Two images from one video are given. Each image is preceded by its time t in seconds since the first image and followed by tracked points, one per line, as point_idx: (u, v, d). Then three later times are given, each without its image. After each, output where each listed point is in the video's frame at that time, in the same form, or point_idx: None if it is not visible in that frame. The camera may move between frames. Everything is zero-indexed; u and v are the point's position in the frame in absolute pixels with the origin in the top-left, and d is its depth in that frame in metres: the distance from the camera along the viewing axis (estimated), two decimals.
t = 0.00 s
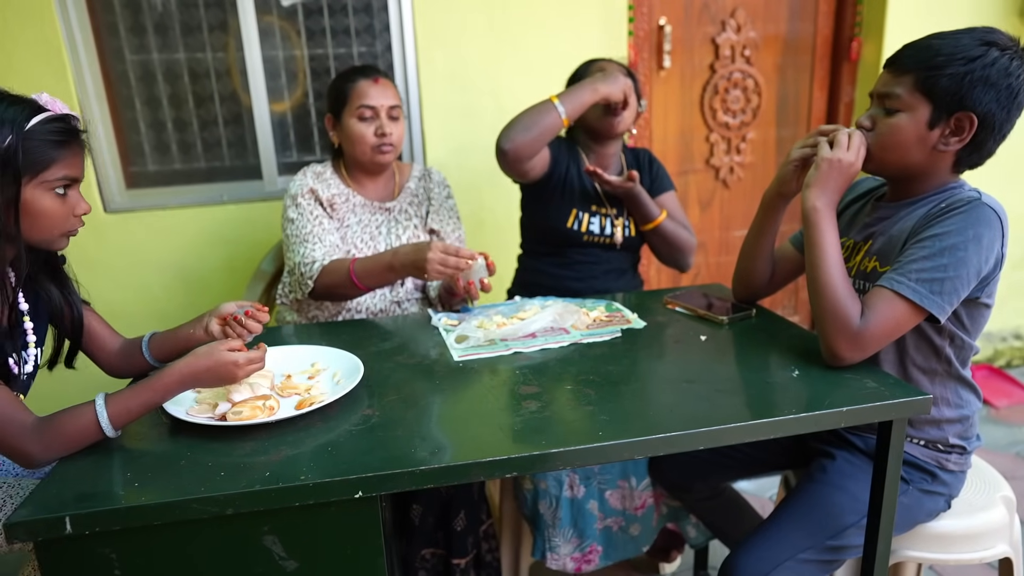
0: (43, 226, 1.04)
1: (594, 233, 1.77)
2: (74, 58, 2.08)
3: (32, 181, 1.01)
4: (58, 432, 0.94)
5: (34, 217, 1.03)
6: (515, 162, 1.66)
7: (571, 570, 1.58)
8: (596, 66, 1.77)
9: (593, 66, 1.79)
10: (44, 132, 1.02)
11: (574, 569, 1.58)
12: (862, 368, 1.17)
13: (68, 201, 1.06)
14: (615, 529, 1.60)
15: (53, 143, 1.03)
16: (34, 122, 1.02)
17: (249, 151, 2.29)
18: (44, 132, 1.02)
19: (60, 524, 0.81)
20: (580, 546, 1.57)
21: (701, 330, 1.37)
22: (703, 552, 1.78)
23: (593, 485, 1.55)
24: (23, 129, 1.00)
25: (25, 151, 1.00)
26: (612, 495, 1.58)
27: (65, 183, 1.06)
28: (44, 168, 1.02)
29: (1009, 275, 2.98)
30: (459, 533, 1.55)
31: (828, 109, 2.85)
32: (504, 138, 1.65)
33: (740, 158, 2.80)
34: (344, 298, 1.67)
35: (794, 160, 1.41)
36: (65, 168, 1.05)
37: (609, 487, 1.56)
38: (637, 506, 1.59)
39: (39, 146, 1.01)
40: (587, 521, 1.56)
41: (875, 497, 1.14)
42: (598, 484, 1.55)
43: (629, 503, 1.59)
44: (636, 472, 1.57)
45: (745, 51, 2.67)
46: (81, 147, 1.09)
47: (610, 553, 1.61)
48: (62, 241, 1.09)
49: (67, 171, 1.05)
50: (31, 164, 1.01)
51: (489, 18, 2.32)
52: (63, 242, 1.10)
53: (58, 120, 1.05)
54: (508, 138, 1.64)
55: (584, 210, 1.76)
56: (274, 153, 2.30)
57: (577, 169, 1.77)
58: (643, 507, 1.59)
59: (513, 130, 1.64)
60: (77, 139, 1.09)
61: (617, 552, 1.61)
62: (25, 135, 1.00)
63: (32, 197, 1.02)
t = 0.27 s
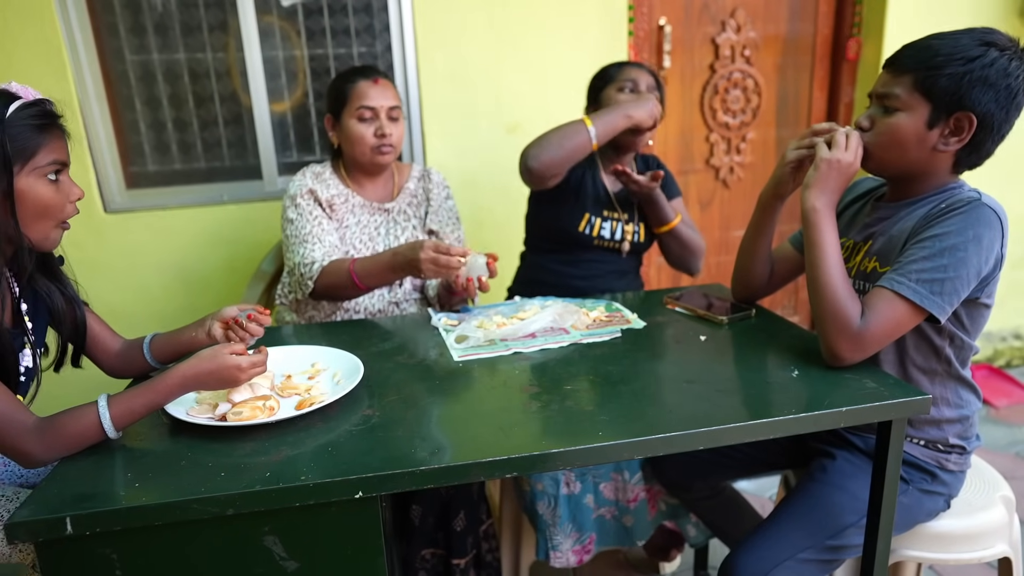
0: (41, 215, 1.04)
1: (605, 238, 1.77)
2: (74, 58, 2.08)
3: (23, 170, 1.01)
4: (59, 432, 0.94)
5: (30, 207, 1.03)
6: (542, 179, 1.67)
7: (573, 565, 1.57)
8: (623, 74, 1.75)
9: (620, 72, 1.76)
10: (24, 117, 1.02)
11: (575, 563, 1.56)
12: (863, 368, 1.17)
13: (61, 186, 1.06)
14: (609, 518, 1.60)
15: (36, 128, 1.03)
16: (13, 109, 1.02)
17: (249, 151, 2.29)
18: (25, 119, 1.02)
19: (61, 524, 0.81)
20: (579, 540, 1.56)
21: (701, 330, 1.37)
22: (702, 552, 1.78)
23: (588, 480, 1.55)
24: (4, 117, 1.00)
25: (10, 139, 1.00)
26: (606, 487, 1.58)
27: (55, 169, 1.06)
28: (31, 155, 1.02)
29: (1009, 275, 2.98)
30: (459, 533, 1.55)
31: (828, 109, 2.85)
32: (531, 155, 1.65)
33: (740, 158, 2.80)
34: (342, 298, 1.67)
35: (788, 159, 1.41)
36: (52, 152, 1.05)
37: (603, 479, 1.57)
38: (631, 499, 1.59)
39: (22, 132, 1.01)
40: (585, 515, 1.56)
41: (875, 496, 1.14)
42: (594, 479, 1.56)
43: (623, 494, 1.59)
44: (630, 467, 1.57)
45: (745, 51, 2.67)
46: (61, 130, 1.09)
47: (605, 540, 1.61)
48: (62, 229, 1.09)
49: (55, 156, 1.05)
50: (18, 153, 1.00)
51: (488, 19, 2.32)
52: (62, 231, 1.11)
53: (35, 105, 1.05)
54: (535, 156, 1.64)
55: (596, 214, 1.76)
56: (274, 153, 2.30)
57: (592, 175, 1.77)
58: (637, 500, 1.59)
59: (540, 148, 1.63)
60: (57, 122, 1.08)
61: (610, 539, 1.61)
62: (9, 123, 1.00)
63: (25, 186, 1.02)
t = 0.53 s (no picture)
0: (37, 210, 1.05)
1: (638, 238, 1.77)
2: (74, 58, 2.08)
3: (16, 164, 1.02)
4: (60, 433, 0.94)
5: (27, 201, 1.03)
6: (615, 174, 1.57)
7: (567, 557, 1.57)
8: (665, 71, 1.71)
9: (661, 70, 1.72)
10: (13, 111, 1.02)
11: (569, 554, 1.56)
12: (862, 368, 1.17)
13: (56, 179, 1.07)
14: (598, 507, 1.60)
15: (27, 121, 1.03)
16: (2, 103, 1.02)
17: (248, 151, 2.29)
18: (16, 112, 1.02)
19: (61, 524, 0.82)
20: (572, 531, 1.57)
21: (701, 330, 1.37)
22: (702, 552, 1.78)
23: (581, 473, 1.56)
24: None
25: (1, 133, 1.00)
26: (598, 480, 1.58)
27: (48, 162, 1.06)
28: (23, 148, 1.02)
29: (1008, 275, 2.99)
30: (459, 533, 1.55)
31: (828, 109, 2.86)
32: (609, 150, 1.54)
33: (740, 158, 2.80)
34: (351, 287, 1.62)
35: (783, 159, 1.41)
36: (44, 145, 1.05)
37: (596, 472, 1.57)
38: (621, 492, 1.58)
39: (13, 125, 1.01)
40: (578, 508, 1.57)
41: (874, 496, 1.15)
42: (587, 473, 1.57)
43: (614, 487, 1.59)
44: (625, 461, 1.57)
45: (745, 51, 2.67)
46: (51, 122, 1.09)
47: (597, 527, 1.62)
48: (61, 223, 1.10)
49: (47, 148, 1.05)
50: (11, 147, 1.01)
51: (488, 19, 2.32)
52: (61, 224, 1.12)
53: (24, 99, 1.05)
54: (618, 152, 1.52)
55: (633, 214, 1.75)
56: (274, 154, 2.30)
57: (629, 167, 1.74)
58: (630, 493, 1.58)
59: (627, 142, 1.52)
60: (46, 115, 1.08)
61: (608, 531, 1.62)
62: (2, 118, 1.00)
63: (19, 181, 1.02)
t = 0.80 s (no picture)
0: (39, 211, 1.05)
1: (666, 240, 1.79)
2: (74, 58, 2.08)
3: (17, 165, 1.02)
4: (62, 432, 0.94)
5: (28, 202, 1.03)
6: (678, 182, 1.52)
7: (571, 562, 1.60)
8: (698, 76, 1.74)
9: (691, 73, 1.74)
10: (14, 112, 1.03)
11: (573, 559, 1.59)
12: (862, 368, 1.18)
13: (57, 180, 1.07)
14: (614, 522, 1.63)
15: (28, 123, 1.03)
16: (3, 105, 1.02)
17: (249, 151, 2.29)
18: (17, 113, 1.03)
19: (63, 523, 0.82)
20: (579, 538, 1.59)
21: (701, 330, 1.37)
22: (702, 552, 1.78)
23: (593, 484, 1.58)
24: None
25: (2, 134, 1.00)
26: (610, 492, 1.60)
27: (49, 163, 1.07)
28: (25, 150, 1.03)
29: (1009, 275, 2.99)
30: (459, 532, 1.55)
31: (827, 109, 2.86)
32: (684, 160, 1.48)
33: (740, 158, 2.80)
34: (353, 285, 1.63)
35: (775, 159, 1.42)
36: (45, 147, 1.06)
37: (607, 484, 1.59)
38: (637, 502, 1.61)
39: (14, 127, 1.02)
40: (587, 518, 1.59)
41: (873, 496, 1.15)
42: (598, 483, 1.59)
43: (628, 499, 1.62)
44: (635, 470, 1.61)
45: (745, 51, 2.68)
46: (52, 123, 1.09)
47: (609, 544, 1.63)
48: (62, 224, 1.10)
49: (48, 150, 1.06)
50: (12, 148, 1.01)
51: (489, 19, 2.32)
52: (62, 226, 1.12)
53: (26, 100, 1.06)
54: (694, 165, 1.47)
55: (665, 215, 1.76)
56: (274, 154, 2.31)
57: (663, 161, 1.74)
58: (642, 504, 1.62)
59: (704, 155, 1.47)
60: (47, 116, 1.09)
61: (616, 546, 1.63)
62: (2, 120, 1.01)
63: (21, 182, 1.03)
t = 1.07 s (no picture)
0: (38, 210, 1.05)
1: (671, 242, 1.79)
2: (74, 58, 2.09)
3: (17, 166, 1.03)
4: (63, 431, 0.95)
5: (27, 202, 1.04)
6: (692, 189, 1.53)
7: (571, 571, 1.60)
8: (706, 79, 1.75)
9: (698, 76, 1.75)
10: (15, 112, 1.03)
11: (574, 569, 1.59)
12: (859, 367, 1.18)
13: (57, 180, 1.07)
14: (614, 530, 1.61)
15: (27, 123, 1.04)
16: (3, 105, 1.03)
17: (248, 152, 2.29)
18: (17, 114, 1.03)
19: (63, 522, 0.82)
20: (578, 547, 1.58)
21: (699, 330, 1.37)
22: (700, 551, 1.79)
23: (593, 488, 1.57)
24: None
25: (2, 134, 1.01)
26: (611, 497, 1.59)
27: (50, 164, 1.07)
28: (25, 150, 1.03)
29: (1007, 275, 2.99)
30: (457, 532, 1.56)
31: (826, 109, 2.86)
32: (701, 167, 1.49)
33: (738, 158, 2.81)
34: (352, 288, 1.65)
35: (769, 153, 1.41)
36: (46, 147, 1.06)
37: (608, 489, 1.57)
38: (636, 506, 1.60)
39: (15, 127, 1.02)
40: (587, 524, 1.58)
41: (870, 494, 1.15)
42: (598, 487, 1.57)
43: (629, 504, 1.60)
44: (635, 472, 1.59)
45: (744, 51, 2.68)
46: (54, 124, 1.10)
47: (608, 552, 1.62)
48: (62, 224, 1.10)
49: (48, 150, 1.06)
50: (12, 148, 1.01)
51: (488, 20, 2.33)
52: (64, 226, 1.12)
53: (27, 101, 1.06)
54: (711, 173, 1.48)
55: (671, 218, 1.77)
56: (274, 154, 2.31)
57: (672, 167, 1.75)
58: (642, 507, 1.61)
59: (719, 163, 1.48)
60: (49, 117, 1.09)
61: (618, 552, 1.62)
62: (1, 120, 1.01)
63: (21, 182, 1.03)
